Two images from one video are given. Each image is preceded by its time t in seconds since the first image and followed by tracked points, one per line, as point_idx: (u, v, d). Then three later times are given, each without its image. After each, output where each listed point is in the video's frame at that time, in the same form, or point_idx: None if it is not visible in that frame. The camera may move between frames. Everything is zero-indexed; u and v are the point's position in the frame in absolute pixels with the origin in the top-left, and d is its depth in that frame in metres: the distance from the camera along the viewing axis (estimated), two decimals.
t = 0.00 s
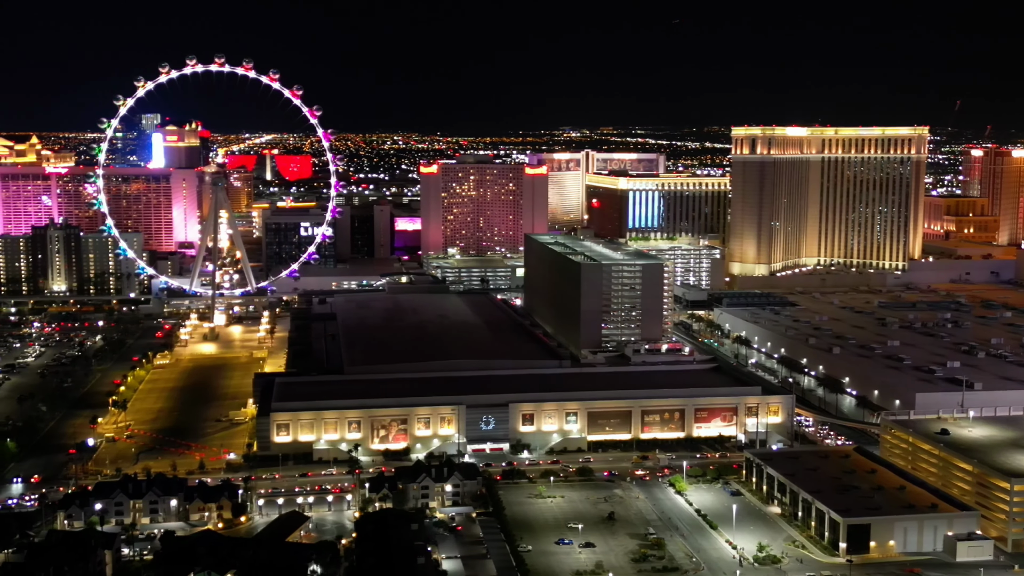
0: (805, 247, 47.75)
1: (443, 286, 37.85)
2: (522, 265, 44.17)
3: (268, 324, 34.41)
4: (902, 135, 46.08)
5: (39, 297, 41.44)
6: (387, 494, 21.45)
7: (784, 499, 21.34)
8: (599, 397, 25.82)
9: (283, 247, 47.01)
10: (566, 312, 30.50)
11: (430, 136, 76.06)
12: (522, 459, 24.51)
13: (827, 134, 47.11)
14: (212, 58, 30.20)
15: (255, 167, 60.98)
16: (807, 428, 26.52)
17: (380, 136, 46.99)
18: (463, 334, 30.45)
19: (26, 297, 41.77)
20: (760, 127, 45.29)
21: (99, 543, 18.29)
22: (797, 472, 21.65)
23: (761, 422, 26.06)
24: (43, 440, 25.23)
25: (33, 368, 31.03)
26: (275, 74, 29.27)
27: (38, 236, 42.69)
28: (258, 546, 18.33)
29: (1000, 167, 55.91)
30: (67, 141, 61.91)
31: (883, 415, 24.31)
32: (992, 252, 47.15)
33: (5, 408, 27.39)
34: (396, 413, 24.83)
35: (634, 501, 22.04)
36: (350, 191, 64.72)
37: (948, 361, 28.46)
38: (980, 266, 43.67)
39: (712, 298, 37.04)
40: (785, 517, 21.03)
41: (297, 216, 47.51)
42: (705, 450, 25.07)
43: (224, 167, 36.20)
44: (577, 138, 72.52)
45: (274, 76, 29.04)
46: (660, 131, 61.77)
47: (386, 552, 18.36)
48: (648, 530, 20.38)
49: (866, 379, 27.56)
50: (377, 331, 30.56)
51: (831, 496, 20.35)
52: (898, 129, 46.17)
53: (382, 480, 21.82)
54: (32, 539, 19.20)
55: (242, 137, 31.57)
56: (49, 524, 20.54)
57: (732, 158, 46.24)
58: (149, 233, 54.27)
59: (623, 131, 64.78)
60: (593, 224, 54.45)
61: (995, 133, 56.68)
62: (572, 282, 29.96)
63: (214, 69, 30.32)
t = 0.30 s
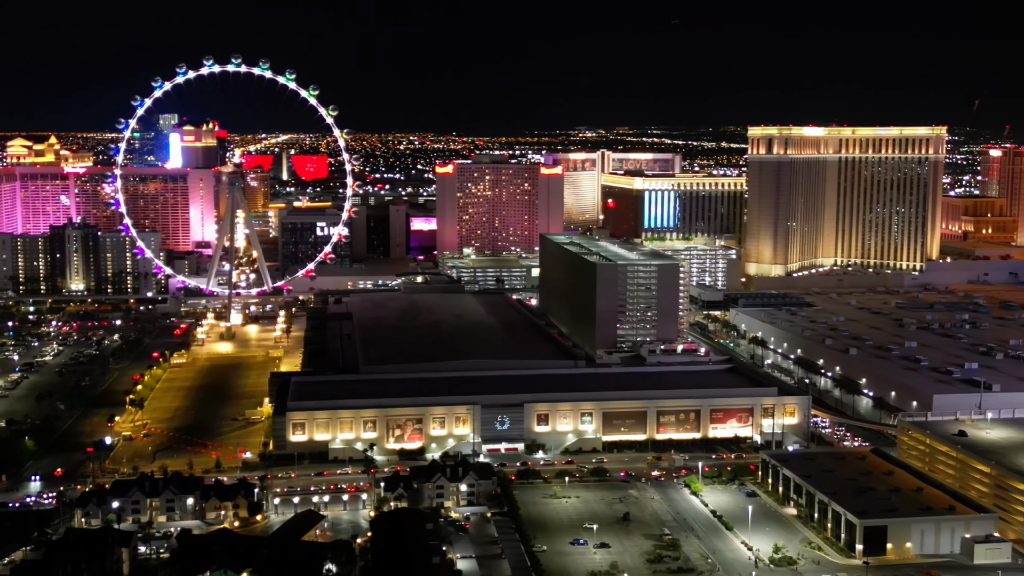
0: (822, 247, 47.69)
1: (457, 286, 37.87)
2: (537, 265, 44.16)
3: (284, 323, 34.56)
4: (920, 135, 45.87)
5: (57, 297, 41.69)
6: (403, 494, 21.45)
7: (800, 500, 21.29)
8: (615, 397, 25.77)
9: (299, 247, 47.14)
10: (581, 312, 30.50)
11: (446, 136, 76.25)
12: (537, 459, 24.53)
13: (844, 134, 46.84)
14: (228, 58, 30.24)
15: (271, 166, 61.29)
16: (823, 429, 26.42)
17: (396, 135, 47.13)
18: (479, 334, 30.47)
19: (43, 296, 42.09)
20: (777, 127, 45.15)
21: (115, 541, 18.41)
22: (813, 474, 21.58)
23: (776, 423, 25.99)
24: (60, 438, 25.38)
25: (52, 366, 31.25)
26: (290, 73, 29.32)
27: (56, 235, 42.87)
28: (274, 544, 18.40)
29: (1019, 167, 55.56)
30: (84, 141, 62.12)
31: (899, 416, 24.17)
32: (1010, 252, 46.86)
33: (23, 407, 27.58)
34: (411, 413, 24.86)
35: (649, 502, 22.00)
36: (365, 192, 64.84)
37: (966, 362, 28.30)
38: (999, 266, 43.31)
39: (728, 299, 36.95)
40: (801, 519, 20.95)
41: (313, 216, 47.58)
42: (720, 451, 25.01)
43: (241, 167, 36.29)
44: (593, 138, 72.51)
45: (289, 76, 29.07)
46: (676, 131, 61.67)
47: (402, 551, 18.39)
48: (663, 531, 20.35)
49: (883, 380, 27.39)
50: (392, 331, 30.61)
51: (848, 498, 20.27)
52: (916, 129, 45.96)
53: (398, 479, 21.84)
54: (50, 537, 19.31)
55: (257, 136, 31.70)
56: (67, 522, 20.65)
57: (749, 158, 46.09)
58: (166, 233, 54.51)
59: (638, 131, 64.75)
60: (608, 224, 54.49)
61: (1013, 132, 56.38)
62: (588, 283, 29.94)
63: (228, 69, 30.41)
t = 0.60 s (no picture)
0: (839, 247, 47.52)
1: (473, 286, 37.90)
2: (553, 265, 44.17)
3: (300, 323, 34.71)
4: (938, 135, 45.63)
5: (75, 296, 41.98)
6: (418, 493, 21.51)
7: (817, 502, 21.21)
8: (630, 398, 25.72)
9: (315, 246, 47.28)
10: (596, 312, 30.48)
11: (461, 136, 76.36)
12: (552, 459, 24.51)
13: (861, 134, 46.68)
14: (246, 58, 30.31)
15: (288, 166, 61.53)
16: (839, 431, 26.32)
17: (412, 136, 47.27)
18: (495, 334, 30.51)
19: (62, 295, 42.38)
20: (793, 127, 45.00)
21: (133, 538, 18.46)
22: (829, 475, 21.50)
23: (793, 425, 25.90)
24: (79, 437, 25.52)
25: (69, 365, 31.46)
26: (305, 74, 29.41)
27: (74, 234, 43.12)
28: (290, 543, 18.48)
29: None
30: (103, 141, 62.44)
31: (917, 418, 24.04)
32: None
33: (41, 405, 27.75)
34: (427, 413, 24.91)
35: (664, 502, 21.96)
36: (381, 191, 65.01)
37: (984, 363, 28.14)
38: (1018, 267, 43.03)
39: (744, 299, 36.86)
40: (817, 520, 20.88)
41: (329, 216, 47.76)
42: (736, 452, 24.93)
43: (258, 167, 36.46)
44: (608, 138, 72.37)
45: (306, 76, 29.12)
46: (692, 131, 61.55)
47: (416, 550, 18.42)
48: (679, 532, 20.31)
49: (900, 381, 27.20)
50: (408, 331, 30.67)
51: (865, 499, 20.18)
52: (935, 129, 45.72)
53: (413, 479, 21.88)
54: (68, 535, 19.42)
55: (273, 136, 31.85)
56: (84, 520, 20.76)
57: (765, 158, 45.97)
58: (184, 232, 54.78)
59: (654, 131, 64.67)
60: (623, 224, 54.50)
61: None
62: (603, 283, 29.91)
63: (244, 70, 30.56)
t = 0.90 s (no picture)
0: (856, 248, 47.26)
1: (489, 286, 37.89)
2: (568, 265, 44.19)
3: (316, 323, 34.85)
4: (956, 135, 45.53)
5: (93, 295, 42.23)
6: (434, 492, 21.57)
7: (833, 503, 21.12)
8: (645, 398, 25.67)
9: (331, 246, 47.39)
10: (612, 313, 30.44)
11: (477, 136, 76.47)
12: (567, 460, 24.48)
13: (878, 134, 46.30)
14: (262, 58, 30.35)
15: (305, 166, 61.74)
16: (856, 432, 26.20)
17: (428, 136, 47.32)
18: (511, 334, 30.53)
19: (79, 294, 42.64)
20: (811, 127, 44.75)
21: (150, 537, 18.55)
22: (846, 477, 21.41)
23: (809, 426, 25.81)
24: (97, 435, 25.66)
25: (87, 364, 31.64)
26: (321, 74, 29.48)
27: (92, 234, 43.37)
28: (306, 542, 18.53)
29: None
30: (120, 141, 62.73)
31: (935, 420, 23.90)
32: None
33: (59, 404, 27.91)
34: (442, 412, 24.94)
35: (680, 503, 21.91)
36: (397, 192, 65.13)
37: (1003, 364, 27.94)
38: None
39: (761, 300, 36.73)
40: (834, 522, 20.79)
41: (345, 216, 47.86)
42: (752, 453, 24.85)
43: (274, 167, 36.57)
44: (624, 138, 72.18)
45: (322, 76, 29.14)
46: (708, 131, 61.40)
47: (432, 550, 18.47)
48: (694, 533, 20.26)
49: (918, 382, 27.03)
50: (423, 331, 30.70)
51: (882, 501, 20.08)
52: (952, 129, 45.61)
53: (429, 478, 21.94)
54: (85, 533, 19.53)
55: (289, 136, 31.93)
56: (102, 518, 20.87)
57: (782, 158, 45.79)
58: (201, 232, 55.07)
59: (670, 130, 64.54)
60: (639, 224, 54.43)
61: None
62: (619, 283, 29.82)
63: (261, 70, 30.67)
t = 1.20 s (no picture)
0: (873, 249, 47.12)
1: (505, 286, 37.86)
2: (583, 265, 44.17)
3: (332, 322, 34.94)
4: (975, 135, 45.10)
5: (110, 294, 42.47)
6: (449, 492, 21.55)
7: (850, 505, 21.03)
8: (661, 398, 25.62)
9: (347, 246, 47.51)
10: (627, 313, 30.40)
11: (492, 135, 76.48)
12: (582, 460, 24.45)
13: (896, 134, 46.30)
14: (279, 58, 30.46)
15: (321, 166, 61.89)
16: (872, 434, 26.08)
17: (444, 136, 47.37)
18: (526, 333, 30.52)
19: (97, 293, 42.88)
20: (827, 126, 44.69)
21: (166, 535, 18.63)
22: (863, 478, 21.31)
23: (826, 427, 25.70)
24: (114, 433, 25.82)
25: (105, 363, 31.83)
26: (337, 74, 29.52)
27: (110, 233, 43.64)
28: (322, 541, 18.60)
29: None
30: (138, 140, 63.08)
31: (952, 421, 23.77)
32: None
33: (77, 402, 28.09)
34: (457, 412, 24.96)
35: (695, 504, 21.85)
36: (413, 191, 65.23)
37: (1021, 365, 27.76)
38: None
39: (778, 300, 36.62)
40: (850, 523, 20.70)
41: (361, 215, 47.99)
42: (768, 454, 24.77)
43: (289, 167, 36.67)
44: (640, 138, 72.05)
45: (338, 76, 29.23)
46: (724, 130, 61.22)
47: (445, 549, 18.46)
48: (709, 534, 20.21)
49: (935, 383, 26.87)
50: (438, 330, 30.75)
51: (899, 502, 19.98)
52: (971, 129, 45.14)
53: (444, 477, 21.97)
54: (102, 531, 19.64)
55: (305, 136, 31.99)
56: (119, 516, 20.97)
57: (798, 158, 45.68)
58: (218, 233, 55.31)
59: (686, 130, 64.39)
60: (655, 224, 54.27)
61: None
62: (634, 283, 29.79)
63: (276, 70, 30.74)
